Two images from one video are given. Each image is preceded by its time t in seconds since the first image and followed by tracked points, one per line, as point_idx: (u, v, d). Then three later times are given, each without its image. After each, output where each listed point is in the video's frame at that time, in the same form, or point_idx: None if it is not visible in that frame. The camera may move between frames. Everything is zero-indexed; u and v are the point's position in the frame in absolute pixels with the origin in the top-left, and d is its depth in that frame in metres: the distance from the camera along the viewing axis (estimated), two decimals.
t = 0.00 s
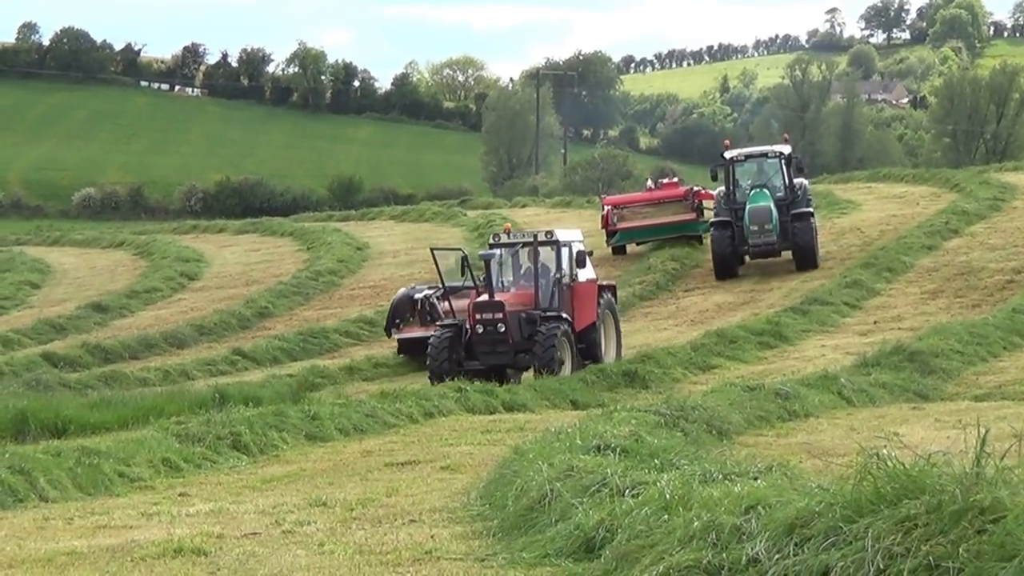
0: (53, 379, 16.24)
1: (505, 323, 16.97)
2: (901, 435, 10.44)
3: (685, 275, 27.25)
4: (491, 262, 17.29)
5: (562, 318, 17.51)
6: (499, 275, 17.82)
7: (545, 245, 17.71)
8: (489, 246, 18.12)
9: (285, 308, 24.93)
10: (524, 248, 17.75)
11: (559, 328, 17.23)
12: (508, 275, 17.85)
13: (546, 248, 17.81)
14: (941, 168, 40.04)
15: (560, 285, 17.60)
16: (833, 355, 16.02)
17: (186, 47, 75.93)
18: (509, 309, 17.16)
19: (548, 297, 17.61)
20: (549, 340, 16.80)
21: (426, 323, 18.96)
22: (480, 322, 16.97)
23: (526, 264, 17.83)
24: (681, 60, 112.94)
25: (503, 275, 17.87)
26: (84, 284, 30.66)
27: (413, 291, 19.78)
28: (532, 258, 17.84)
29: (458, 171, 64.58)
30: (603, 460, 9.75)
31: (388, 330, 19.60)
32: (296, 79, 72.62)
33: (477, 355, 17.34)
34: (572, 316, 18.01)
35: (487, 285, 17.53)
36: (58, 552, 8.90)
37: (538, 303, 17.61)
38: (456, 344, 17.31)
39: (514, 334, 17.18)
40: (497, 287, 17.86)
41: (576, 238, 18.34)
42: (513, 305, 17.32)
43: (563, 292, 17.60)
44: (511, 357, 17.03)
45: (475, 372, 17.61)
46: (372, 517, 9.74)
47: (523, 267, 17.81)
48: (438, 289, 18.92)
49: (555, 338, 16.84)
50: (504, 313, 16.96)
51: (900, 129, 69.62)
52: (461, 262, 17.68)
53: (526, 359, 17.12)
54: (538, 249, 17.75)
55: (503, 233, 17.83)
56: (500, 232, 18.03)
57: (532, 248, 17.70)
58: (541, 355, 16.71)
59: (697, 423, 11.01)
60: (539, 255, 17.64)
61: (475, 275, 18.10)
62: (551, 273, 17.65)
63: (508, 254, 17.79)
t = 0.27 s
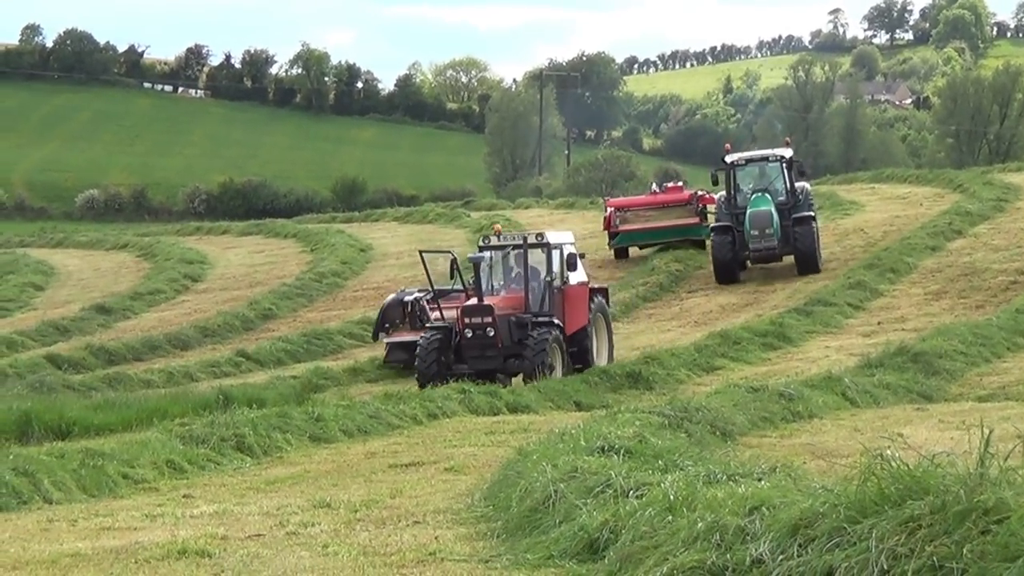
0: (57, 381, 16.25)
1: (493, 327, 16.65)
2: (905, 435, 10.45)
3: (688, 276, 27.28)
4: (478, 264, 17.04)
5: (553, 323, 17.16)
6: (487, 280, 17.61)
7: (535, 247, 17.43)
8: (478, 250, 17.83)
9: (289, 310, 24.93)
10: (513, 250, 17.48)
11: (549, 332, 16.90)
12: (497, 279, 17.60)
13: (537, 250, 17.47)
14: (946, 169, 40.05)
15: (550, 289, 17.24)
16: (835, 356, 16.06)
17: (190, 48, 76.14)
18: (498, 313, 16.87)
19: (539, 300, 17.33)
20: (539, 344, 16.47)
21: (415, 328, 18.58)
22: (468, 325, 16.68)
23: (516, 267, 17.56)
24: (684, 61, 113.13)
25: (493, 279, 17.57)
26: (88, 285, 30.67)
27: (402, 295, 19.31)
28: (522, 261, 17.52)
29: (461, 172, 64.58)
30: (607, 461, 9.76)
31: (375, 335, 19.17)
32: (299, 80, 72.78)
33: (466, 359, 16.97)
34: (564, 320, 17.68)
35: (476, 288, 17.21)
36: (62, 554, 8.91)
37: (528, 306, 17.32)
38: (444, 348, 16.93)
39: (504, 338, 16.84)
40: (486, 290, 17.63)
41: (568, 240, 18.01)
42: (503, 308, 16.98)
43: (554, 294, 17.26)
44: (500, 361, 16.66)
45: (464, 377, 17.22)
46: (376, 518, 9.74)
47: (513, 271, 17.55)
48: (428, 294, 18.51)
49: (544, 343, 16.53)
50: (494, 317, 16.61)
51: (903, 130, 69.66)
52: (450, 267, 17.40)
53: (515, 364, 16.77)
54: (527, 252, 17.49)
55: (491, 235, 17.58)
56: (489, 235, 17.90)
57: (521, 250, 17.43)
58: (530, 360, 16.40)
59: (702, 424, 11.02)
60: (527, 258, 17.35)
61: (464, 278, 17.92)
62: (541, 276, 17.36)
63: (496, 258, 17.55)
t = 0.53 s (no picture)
0: (60, 378, 16.25)
1: (482, 328, 16.63)
2: (909, 434, 10.43)
3: (692, 275, 27.28)
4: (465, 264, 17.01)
5: (543, 322, 17.12)
6: (473, 281, 17.59)
7: (522, 246, 17.41)
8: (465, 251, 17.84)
9: (292, 308, 24.92)
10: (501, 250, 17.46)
11: (539, 332, 16.86)
12: (486, 280, 17.57)
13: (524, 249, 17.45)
14: (950, 169, 40.04)
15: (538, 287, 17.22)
16: (839, 355, 16.06)
17: (194, 46, 76.16)
18: (487, 313, 16.82)
19: (528, 300, 17.27)
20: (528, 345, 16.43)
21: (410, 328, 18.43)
22: (457, 327, 16.67)
23: (504, 268, 17.55)
24: (688, 59, 113.28)
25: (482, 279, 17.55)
26: (92, 283, 30.67)
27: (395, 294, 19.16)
28: (509, 260, 17.51)
29: (466, 170, 64.56)
30: (611, 459, 9.76)
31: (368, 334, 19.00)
32: (304, 78, 72.86)
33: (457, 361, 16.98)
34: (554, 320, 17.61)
35: (463, 289, 17.20)
36: (66, 551, 8.90)
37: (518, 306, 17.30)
38: (434, 350, 17.02)
39: (493, 338, 16.82)
40: (475, 292, 17.63)
41: (555, 239, 18.05)
42: (492, 309, 16.95)
43: (543, 292, 17.23)
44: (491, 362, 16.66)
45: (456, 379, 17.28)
46: (379, 517, 9.74)
47: (501, 271, 17.54)
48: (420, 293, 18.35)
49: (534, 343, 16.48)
50: (483, 318, 16.58)
51: (908, 129, 69.65)
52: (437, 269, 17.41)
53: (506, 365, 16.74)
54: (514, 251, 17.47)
55: (479, 236, 17.56)
56: (475, 237, 17.92)
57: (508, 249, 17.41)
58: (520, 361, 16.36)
59: (706, 423, 11.03)
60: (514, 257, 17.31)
61: (451, 281, 17.94)
62: (529, 275, 17.29)
63: (482, 259, 17.53)
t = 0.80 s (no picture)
0: (64, 374, 16.25)
1: (464, 331, 16.38)
2: (913, 430, 10.44)
3: (695, 271, 27.31)
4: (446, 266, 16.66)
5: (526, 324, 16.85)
6: (456, 282, 17.19)
7: (506, 246, 17.07)
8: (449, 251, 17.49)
9: (296, 304, 24.93)
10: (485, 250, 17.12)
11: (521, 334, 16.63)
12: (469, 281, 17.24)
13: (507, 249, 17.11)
14: (956, 165, 40.06)
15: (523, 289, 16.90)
16: (842, 352, 16.05)
17: (199, 42, 76.07)
18: (469, 316, 16.55)
19: (512, 301, 16.98)
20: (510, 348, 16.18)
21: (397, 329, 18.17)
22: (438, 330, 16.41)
23: (488, 268, 17.23)
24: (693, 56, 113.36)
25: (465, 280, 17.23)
26: (95, 279, 30.68)
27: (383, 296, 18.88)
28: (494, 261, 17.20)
29: (469, 167, 64.55)
30: (615, 456, 9.76)
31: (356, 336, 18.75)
32: (308, 74, 72.81)
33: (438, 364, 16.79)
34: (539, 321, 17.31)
35: (445, 291, 16.89)
36: (69, 547, 8.91)
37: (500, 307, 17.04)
38: (415, 354, 16.77)
39: (475, 341, 16.61)
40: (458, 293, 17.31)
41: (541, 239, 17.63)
42: (474, 310, 16.70)
43: (528, 294, 16.88)
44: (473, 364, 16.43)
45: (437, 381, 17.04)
46: (383, 513, 9.75)
47: (486, 272, 17.20)
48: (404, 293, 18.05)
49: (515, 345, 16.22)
50: (463, 321, 16.34)
51: (912, 125, 69.68)
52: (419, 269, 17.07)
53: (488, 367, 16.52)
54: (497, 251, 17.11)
55: (462, 236, 17.21)
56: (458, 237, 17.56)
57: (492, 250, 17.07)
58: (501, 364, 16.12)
59: (710, 419, 11.03)
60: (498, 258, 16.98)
61: (434, 282, 17.70)
62: (514, 276, 16.99)
63: (466, 260, 17.20)
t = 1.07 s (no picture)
0: (68, 372, 16.25)
1: (451, 332, 16.31)
2: (915, 429, 10.45)
3: (697, 270, 27.31)
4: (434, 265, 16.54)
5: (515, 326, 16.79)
6: (443, 280, 17.10)
7: (497, 246, 16.99)
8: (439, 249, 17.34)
9: (298, 302, 24.92)
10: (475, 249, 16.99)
11: (509, 336, 16.57)
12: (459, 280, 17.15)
13: (497, 249, 17.11)
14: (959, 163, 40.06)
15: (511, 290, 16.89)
16: (845, 350, 16.06)
17: (201, 41, 76.03)
18: (456, 316, 16.48)
19: (501, 302, 16.92)
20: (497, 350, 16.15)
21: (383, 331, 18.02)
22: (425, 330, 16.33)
23: (477, 267, 17.10)
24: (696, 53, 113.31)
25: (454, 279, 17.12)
26: (98, 277, 30.68)
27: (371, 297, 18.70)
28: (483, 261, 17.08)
29: (471, 164, 64.53)
30: (619, 454, 9.76)
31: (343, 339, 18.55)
32: (310, 72, 72.83)
33: (423, 363, 16.72)
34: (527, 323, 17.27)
35: (433, 290, 16.78)
36: (72, 545, 8.91)
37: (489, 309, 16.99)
38: (400, 352, 16.66)
39: (461, 342, 16.53)
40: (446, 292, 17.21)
41: (531, 239, 17.56)
42: (462, 311, 16.62)
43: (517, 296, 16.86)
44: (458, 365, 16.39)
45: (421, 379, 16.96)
46: (386, 511, 9.75)
47: (475, 272, 17.08)
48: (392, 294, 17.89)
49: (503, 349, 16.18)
50: (451, 322, 16.26)
51: (914, 123, 69.68)
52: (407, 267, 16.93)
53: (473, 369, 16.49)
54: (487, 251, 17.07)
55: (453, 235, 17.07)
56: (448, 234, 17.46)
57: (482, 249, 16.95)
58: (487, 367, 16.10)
59: (714, 417, 11.03)
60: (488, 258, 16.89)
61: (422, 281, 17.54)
62: (503, 277, 16.94)
63: (454, 259, 17.10)
